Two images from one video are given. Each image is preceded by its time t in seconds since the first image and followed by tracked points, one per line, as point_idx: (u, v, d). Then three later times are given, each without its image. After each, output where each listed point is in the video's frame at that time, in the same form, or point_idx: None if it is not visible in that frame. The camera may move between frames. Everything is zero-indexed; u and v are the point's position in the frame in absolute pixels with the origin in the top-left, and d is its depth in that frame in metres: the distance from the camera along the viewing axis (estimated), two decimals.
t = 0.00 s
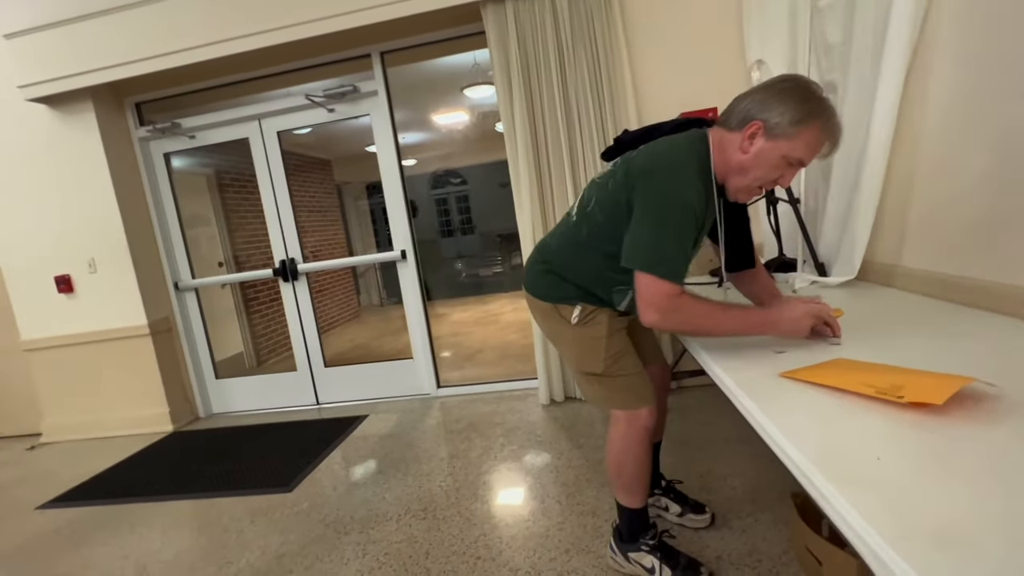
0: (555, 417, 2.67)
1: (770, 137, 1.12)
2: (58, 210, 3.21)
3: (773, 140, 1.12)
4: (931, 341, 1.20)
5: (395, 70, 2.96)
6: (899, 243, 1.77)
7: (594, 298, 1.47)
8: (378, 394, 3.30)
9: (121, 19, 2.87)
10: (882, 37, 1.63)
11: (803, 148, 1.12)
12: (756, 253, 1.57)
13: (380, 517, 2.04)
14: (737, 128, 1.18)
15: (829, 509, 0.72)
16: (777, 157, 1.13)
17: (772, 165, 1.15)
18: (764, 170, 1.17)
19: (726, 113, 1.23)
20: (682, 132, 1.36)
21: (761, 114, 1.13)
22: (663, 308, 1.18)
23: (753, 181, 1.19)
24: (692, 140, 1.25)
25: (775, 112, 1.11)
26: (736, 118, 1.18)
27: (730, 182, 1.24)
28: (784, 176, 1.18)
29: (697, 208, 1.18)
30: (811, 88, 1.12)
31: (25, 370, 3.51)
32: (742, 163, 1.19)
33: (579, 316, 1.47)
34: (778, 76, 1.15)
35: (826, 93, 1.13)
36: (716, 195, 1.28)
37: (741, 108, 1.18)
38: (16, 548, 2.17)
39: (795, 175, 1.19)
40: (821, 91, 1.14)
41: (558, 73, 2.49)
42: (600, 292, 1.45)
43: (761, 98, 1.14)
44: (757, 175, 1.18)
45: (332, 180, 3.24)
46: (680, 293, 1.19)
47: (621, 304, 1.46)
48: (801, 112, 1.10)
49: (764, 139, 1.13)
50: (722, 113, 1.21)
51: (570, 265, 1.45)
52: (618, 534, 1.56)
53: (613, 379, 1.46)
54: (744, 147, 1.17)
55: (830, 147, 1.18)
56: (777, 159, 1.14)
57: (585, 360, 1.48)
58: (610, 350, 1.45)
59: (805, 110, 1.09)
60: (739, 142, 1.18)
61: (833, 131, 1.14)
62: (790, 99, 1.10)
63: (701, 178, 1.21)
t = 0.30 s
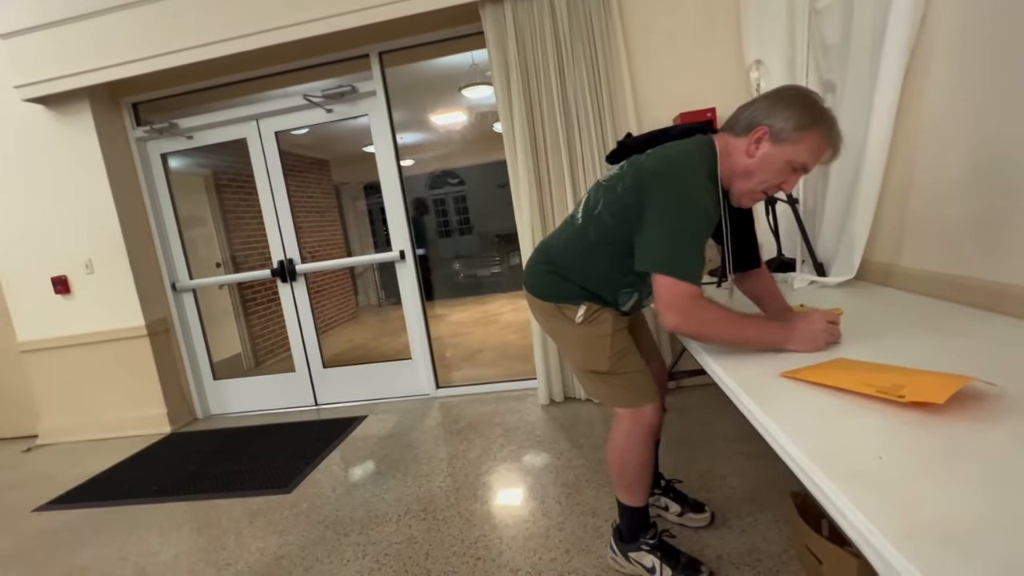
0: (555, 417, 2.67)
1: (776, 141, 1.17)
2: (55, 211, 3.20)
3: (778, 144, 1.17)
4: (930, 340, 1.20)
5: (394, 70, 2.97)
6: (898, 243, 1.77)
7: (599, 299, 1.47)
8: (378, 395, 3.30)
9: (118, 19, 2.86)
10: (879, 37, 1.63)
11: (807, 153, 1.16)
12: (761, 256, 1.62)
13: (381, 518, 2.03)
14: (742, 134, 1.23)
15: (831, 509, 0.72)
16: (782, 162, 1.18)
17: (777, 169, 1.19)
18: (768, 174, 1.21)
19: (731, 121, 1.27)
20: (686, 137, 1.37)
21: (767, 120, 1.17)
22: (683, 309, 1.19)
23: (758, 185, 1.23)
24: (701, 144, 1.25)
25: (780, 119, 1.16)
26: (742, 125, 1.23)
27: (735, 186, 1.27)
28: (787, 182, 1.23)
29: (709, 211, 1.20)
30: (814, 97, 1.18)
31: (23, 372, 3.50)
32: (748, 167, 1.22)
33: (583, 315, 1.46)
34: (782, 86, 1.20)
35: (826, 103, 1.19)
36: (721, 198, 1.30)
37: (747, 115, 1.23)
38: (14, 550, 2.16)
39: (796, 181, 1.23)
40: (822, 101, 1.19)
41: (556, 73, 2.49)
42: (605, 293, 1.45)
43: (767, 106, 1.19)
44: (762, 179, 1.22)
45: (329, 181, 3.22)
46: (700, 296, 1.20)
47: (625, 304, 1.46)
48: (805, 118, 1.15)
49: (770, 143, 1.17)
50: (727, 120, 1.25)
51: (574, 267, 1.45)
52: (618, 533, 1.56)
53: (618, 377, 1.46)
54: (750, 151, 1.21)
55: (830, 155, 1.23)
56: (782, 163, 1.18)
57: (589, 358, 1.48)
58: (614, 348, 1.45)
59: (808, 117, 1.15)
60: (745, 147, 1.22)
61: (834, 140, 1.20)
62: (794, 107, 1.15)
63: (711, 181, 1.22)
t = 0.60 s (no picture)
0: (549, 418, 2.67)
1: (773, 147, 1.18)
2: (43, 213, 3.16)
3: (775, 151, 1.18)
4: (920, 341, 1.21)
5: (387, 72, 2.97)
6: (888, 245, 1.78)
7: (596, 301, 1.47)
8: (371, 397, 3.28)
9: (108, 19, 2.84)
10: (869, 40, 1.64)
11: (803, 160, 1.18)
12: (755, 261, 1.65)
13: (374, 521, 2.02)
14: (739, 140, 1.24)
15: (822, 510, 0.72)
16: (778, 168, 1.19)
17: (773, 175, 1.21)
18: (764, 179, 1.22)
19: (727, 128, 1.29)
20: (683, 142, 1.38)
21: (765, 126, 1.19)
22: (680, 309, 1.19)
23: (754, 190, 1.24)
24: (699, 148, 1.26)
25: (778, 125, 1.18)
26: (739, 131, 1.24)
27: (731, 191, 1.28)
28: (782, 188, 1.24)
29: (706, 214, 1.20)
30: (810, 107, 1.20)
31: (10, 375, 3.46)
32: (744, 172, 1.24)
33: (581, 316, 1.46)
34: (779, 94, 1.22)
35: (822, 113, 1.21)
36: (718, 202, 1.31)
37: (745, 121, 1.24)
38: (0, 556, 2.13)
39: (791, 188, 1.25)
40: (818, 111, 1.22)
41: (550, 74, 2.49)
42: (602, 295, 1.45)
43: (764, 112, 1.21)
44: (758, 184, 1.23)
45: (322, 181, 3.20)
46: (696, 296, 1.20)
47: (621, 306, 1.47)
48: (802, 126, 1.17)
49: (767, 149, 1.19)
50: (725, 126, 1.27)
51: (571, 269, 1.45)
52: (612, 535, 1.56)
53: (614, 378, 1.46)
54: (747, 157, 1.22)
55: (824, 163, 1.25)
56: (778, 169, 1.20)
57: (586, 359, 1.48)
58: (611, 348, 1.46)
59: (805, 124, 1.17)
60: (742, 152, 1.23)
61: (829, 149, 1.22)
62: (792, 114, 1.17)
63: (708, 184, 1.23)
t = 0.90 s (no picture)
0: (539, 419, 2.67)
1: (764, 150, 1.19)
2: (22, 214, 3.10)
3: (765, 154, 1.19)
4: (905, 342, 1.22)
5: (375, 71, 2.95)
6: (874, 247, 1.80)
7: (587, 303, 1.48)
8: (359, 400, 3.26)
9: (90, 16, 2.79)
10: (855, 43, 1.66)
11: (792, 164, 1.19)
12: (744, 262, 1.67)
13: (363, 525, 2.00)
14: (730, 143, 1.25)
15: (810, 513, 0.72)
16: (768, 171, 1.20)
17: (763, 179, 1.22)
18: (754, 182, 1.23)
19: (718, 131, 1.30)
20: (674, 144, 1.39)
21: (755, 130, 1.20)
22: (669, 310, 1.20)
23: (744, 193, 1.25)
24: (690, 150, 1.27)
25: (768, 129, 1.19)
26: (730, 134, 1.25)
27: (721, 194, 1.28)
28: (771, 192, 1.25)
29: (697, 216, 1.21)
30: (800, 111, 1.21)
31: None
32: (734, 175, 1.24)
33: (571, 317, 1.46)
34: (770, 98, 1.23)
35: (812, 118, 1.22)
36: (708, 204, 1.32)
37: (736, 125, 1.25)
38: None
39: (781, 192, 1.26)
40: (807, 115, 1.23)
41: (539, 75, 2.49)
42: (593, 297, 1.46)
43: (754, 116, 1.22)
44: (748, 187, 1.24)
45: (310, 181, 3.19)
46: (686, 298, 1.21)
47: (612, 307, 1.47)
48: (791, 130, 1.18)
49: (757, 152, 1.20)
50: (715, 129, 1.28)
51: (562, 270, 1.45)
52: (602, 536, 1.56)
53: (605, 379, 1.46)
54: (737, 160, 1.23)
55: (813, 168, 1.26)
56: (768, 172, 1.21)
57: (576, 360, 1.47)
58: (601, 350, 1.46)
59: (795, 129, 1.18)
60: (732, 155, 1.24)
61: (818, 154, 1.23)
62: (782, 119, 1.18)
63: (699, 187, 1.23)
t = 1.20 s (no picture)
0: (533, 420, 2.66)
1: (757, 152, 1.19)
2: (8, 214, 3.05)
3: (758, 156, 1.20)
4: (896, 342, 1.23)
5: (368, 71, 2.93)
6: (864, 248, 1.82)
7: (580, 304, 1.48)
8: (351, 402, 3.24)
9: (77, 13, 2.75)
10: (846, 44, 1.67)
11: (785, 166, 1.20)
12: (736, 264, 1.67)
13: (356, 527, 1.99)
14: (723, 144, 1.25)
15: (800, 516, 0.72)
16: (761, 173, 1.21)
17: (756, 181, 1.22)
18: (747, 183, 1.23)
19: (712, 132, 1.30)
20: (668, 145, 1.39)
21: (748, 131, 1.20)
22: (661, 313, 1.20)
23: (737, 195, 1.25)
24: (683, 152, 1.27)
25: (761, 131, 1.19)
26: (723, 135, 1.26)
27: (713, 195, 1.29)
28: (764, 194, 1.26)
29: (690, 218, 1.21)
30: (793, 114, 1.21)
31: None
32: (727, 176, 1.25)
33: (564, 319, 1.46)
34: (763, 100, 1.24)
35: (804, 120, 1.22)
36: (701, 206, 1.32)
37: (730, 126, 1.25)
38: None
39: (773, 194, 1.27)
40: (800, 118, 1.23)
41: (533, 75, 2.49)
42: (586, 299, 1.45)
43: (748, 118, 1.22)
44: (740, 189, 1.24)
45: (303, 181, 3.18)
46: (678, 300, 1.21)
47: (606, 309, 1.47)
48: (784, 133, 1.18)
49: (750, 154, 1.20)
50: (709, 130, 1.28)
51: (555, 272, 1.45)
52: (595, 538, 1.56)
53: (598, 381, 1.46)
54: (730, 161, 1.23)
55: (805, 170, 1.27)
56: (761, 174, 1.21)
57: (570, 362, 1.47)
58: (595, 352, 1.45)
59: (787, 131, 1.18)
60: (726, 156, 1.24)
61: (810, 156, 1.24)
62: (775, 121, 1.19)
63: (692, 188, 1.23)
